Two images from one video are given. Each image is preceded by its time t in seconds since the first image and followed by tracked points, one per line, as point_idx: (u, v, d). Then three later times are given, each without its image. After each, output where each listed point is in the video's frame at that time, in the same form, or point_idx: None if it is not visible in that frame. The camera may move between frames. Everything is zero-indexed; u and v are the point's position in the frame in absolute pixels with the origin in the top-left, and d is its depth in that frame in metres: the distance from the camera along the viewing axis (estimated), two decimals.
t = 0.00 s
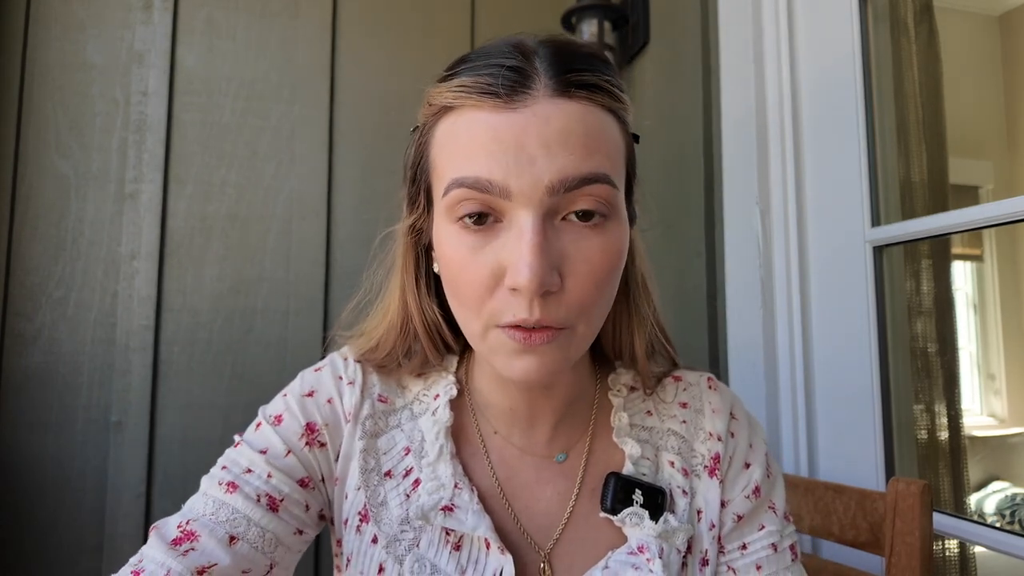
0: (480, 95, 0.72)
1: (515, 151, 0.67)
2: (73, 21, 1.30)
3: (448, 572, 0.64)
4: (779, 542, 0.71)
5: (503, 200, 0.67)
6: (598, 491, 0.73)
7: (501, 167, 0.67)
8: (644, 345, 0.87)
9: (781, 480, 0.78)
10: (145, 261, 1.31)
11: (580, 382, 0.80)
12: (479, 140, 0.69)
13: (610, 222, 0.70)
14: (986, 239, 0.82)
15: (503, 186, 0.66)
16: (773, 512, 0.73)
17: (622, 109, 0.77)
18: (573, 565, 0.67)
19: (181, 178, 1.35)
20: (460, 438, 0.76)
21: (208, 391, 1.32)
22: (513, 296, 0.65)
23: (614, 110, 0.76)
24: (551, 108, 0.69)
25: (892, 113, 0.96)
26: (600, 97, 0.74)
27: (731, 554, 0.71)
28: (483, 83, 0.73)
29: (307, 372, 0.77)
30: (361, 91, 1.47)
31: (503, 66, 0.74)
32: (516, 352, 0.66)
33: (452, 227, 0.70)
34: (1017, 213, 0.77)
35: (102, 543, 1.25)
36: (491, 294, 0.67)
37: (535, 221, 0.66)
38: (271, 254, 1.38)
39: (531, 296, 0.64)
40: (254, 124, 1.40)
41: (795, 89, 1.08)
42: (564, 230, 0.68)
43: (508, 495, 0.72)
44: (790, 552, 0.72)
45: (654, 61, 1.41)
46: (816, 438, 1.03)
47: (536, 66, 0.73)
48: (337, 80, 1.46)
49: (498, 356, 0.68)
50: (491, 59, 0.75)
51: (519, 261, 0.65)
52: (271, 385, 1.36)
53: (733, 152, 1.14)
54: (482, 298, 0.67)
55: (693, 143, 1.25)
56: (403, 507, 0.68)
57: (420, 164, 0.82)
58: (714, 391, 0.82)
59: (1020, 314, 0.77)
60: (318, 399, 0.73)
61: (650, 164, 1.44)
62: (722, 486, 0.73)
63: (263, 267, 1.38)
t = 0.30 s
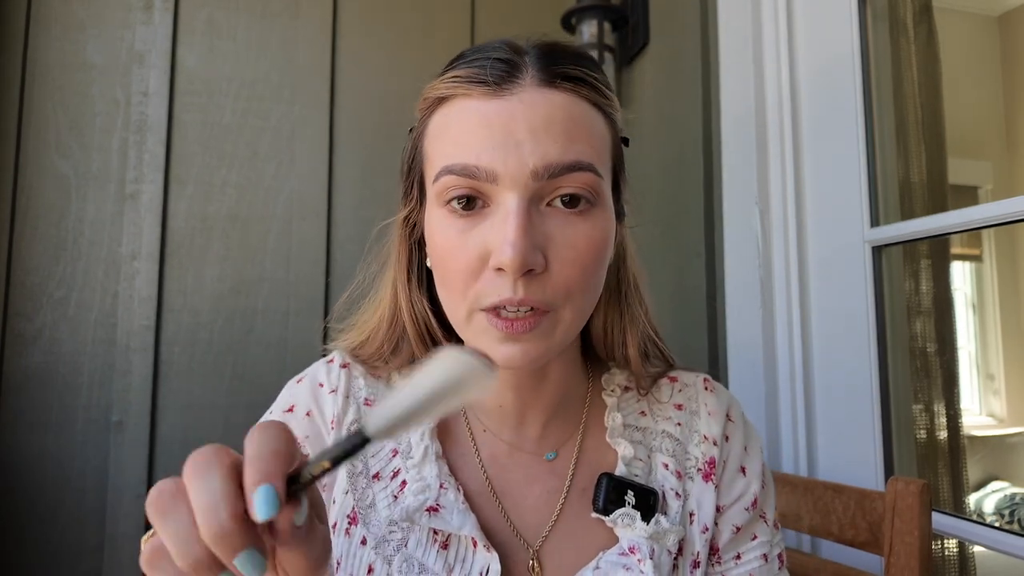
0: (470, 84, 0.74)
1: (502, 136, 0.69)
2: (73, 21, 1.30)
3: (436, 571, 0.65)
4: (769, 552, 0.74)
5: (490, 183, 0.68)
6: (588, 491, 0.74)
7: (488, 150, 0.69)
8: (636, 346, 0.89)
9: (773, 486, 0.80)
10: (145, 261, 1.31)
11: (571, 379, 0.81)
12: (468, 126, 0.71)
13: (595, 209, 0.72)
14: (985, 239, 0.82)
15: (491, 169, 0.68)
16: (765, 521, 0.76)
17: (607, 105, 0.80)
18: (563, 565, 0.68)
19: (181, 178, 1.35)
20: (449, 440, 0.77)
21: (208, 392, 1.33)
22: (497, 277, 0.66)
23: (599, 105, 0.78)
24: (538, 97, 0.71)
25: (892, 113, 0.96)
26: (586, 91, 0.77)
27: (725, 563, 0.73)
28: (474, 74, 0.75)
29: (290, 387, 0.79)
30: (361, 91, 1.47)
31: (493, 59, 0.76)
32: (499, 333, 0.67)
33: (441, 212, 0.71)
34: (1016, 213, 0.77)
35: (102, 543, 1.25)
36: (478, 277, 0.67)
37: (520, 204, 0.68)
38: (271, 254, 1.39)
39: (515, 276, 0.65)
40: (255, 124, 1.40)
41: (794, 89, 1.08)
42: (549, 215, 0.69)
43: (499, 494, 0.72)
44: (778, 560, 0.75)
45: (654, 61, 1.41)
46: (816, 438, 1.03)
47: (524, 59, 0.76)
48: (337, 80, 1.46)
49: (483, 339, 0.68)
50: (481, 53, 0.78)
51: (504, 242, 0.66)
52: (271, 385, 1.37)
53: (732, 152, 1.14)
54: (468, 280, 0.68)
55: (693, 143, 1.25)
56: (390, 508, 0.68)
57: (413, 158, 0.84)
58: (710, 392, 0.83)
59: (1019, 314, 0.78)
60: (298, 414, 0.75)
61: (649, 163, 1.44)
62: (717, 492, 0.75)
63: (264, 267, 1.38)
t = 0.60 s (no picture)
0: (459, 87, 0.75)
1: (491, 135, 0.69)
2: (73, 21, 1.31)
3: (430, 556, 0.67)
4: (749, 530, 0.73)
5: (480, 181, 0.69)
6: (573, 475, 0.76)
7: (478, 150, 0.69)
8: (614, 336, 0.90)
9: (754, 469, 0.79)
10: (145, 262, 1.31)
11: (558, 372, 0.82)
12: (457, 128, 0.71)
13: (580, 206, 0.72)
14: (985, 239, 0.82)
15: (481, 168, 0.68)
16: (745, 500, 0.75)
17: (590, 109, 0.80)
18: (552, 549, 0.70)
19: (181, 178, 1.35)
20: (440, 429, 0.79)
21: (208, 392, 1.33)
22: (489, 271, 0.66)
23: (582, 109, 0.78)
24: (525, 98, 0.72)
25: (892, 113, 0.96)
26: (570, 93, 0.77)
27: (700, 540, 0.73)
28: (463, 78, 0.75)
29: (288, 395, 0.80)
30: (361, 91, 1.47)
31: (481, 63, 0.77)
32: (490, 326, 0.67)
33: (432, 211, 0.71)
34: (1016, 213, 0.77)
35: (102, 543, 1.25)
36: (469, 271, 0.67)
37: (509, 200, 0.68)
38: (271, 254, 1.39)
39: (506, 270, 0.66)
40: (255, 124, 1.40)
41: (794, 89, 1.09)
42: (537, 212, 0.69)
43: (489, 481, 0.74)
44: (760, 539, 0.73)
45: (654, 61, 1.41)
46: (816, 439, 1.03)
47: (510, 64, 0.76)
48: (336, 80, 1.46)
49: (474, 333, 0.68)
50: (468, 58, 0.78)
51: (494, 237, 0.66)
52: (271, 385, 1.36)
53: (732, 153, 1.14)
54: (459, 276, 0.68)
55: (692, 143, 1.25)
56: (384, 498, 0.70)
57: (404, 160, 0.84)
58: (690, 379, 0.83)
59: (1019, 313, 0.78)
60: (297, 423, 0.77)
61: (649, 163, 1.44)
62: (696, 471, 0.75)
63: (264, 267, 1.38)
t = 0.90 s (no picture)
0: (453, 88, 0.75)
1: (483, 131, 0.70)
2: (73, 21, 1.31)
3: (430, 545, 0.67)
4: (736, 527, 0.73)
5: (473, 175, 0.69)
6: (568, 467, 0.76)
7: (471, 146, 0.69)
8: (609, 332, 0.90)
9: (745, 467, 0.79)
10: (146, 262, 1.31)
11: (552, 367, 0.83)
12: (451, 125, 0.72)
13: (571, 201, 0.72)
14: (984, 239, 0.82)
15: (474, 162, 0.69)
16: (734, 499, 0.75)
17: (580, 112, 0.81)
18: (545, 538, 0.70)
19: (181, 178, 1.35)
20: (438, 422, 0.79)
21: (208, 392, 1.33)
22: (483, 260, 0.66)
23: (573, 111, 0.79)
24: (516, 98, 0.72)
25: (891, 114, 0.96)
26: (560, 96, 0.78)
27: (688, 534, 0.73)
28: (457, 80, 0.76)
29: (291, 388, 0.78)
30: (362, 91, 1.47)
31: (474, 67, 0.77)
32: (484, 316, 0.67)
33: (428, 206, 0.72)
34: (1016, 213, 0.77)
35: (102, 543, 1.26)
36: (464, 262, 0.68)
37: (502, 192, 0.68)
38: (271, 254, 1.39)
39: (499, 259, 0.66)
40: (255, 124, 1.40)
41: (793, 89, 1.09)
42: (530, 205, 0.69)
43: (485, 472, 0.75)
44: (747, 537, 0.74)
45: (654, 61, 1.41)
46: (816, 438, 1.04)
47: (503, 67, 0.77)
48: (337, 80, 1.46)
49: (469, 324, 0.69)
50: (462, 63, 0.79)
51: (487, 227, 0.66)
52: (271, 385, 1.37)
53: (732, 153, 1.14)
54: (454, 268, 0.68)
55: (692, 143, 1.25)
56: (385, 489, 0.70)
57: (404, 163, 0.85)
58: (684, 377, 0.84)
59: (1018, 312, 0.78)
60: (303, 416, 0.75)
61: (649, 164, 1.44)
62: (687, 466, 0.75)
63: (264, 267, 1.38)
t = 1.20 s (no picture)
0: (465, 87, 0.76)
1: (495, 129, 0.70)
2: (73, 21, 1.31)
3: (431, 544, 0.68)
4: (734, 529, 0.73)
5: (483, 172, 0.69)
6: (568, 467, 0.76)
7: (482, 142, 0.70)
8: (607, 336, 0.89)
9: (743, 469, 0.79)
10: (146, 262, 1.31)
11: (551, 366, 0.83)
12: (462, 122, 0.72)
13: (579, 202, 0.72)
14: (984, 238, 0.82)
15: (484, 159, 0.69)
16: (732, 501, 0.75)
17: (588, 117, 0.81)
18: (545, 536, 0.70)
19: (181, 178, 1.35)
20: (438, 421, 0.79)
21: (208, 392, 1.33)
22: (490, 255, 0.67)
23: (581, 116, 0.79)
24: (529, 99, 0.73)
25: (891, 114, 0.96)
26: (571, 99, 0.78)
27: (687, 536, 0.73)
28: (470, 78, 0.76)
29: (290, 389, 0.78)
30: (362, 92, 1.47)
31: (486, 66, 0.77)
32: (487, 311, 0.68)
33: (436, 199, 0.72)
34: (1016, 213, 0.77)
35: (102, 543, 1.26)
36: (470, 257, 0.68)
37: (511, 189, 0.68)
38: (271, 254, 1.39)
39: (506, 254, 0.66)
40: (255, 124, 1.40)
41: (794, 90, 1.09)
42: (537, 203, 0.70)
43: (485, 470, 0.75)
44: (744, 539, 0.74)
45: (654, 61, 1.41)
46: (816, 439, 1.04)
47: (516, 66, 0.77)
48: (337, 80, 1.46)
49: (472, 318, 0.69)
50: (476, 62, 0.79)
51: (495, 223, 0.67)
52: (271, 385, 1.37)
53: (732, 153, 1.14)
54: (460, 262, 0.69)
55: (692, 143, 1.25)
56: (387, 489, 0.70)
57: (411, 158, 0.85)
58: (682, 377, 0.84)
59: (1019, 313, 0.78)
60: (302, 416, 0.75)
61: (649, 164, 1.44)
62: (687, 466, 0.75)
63: (264, 267, 1.38)
